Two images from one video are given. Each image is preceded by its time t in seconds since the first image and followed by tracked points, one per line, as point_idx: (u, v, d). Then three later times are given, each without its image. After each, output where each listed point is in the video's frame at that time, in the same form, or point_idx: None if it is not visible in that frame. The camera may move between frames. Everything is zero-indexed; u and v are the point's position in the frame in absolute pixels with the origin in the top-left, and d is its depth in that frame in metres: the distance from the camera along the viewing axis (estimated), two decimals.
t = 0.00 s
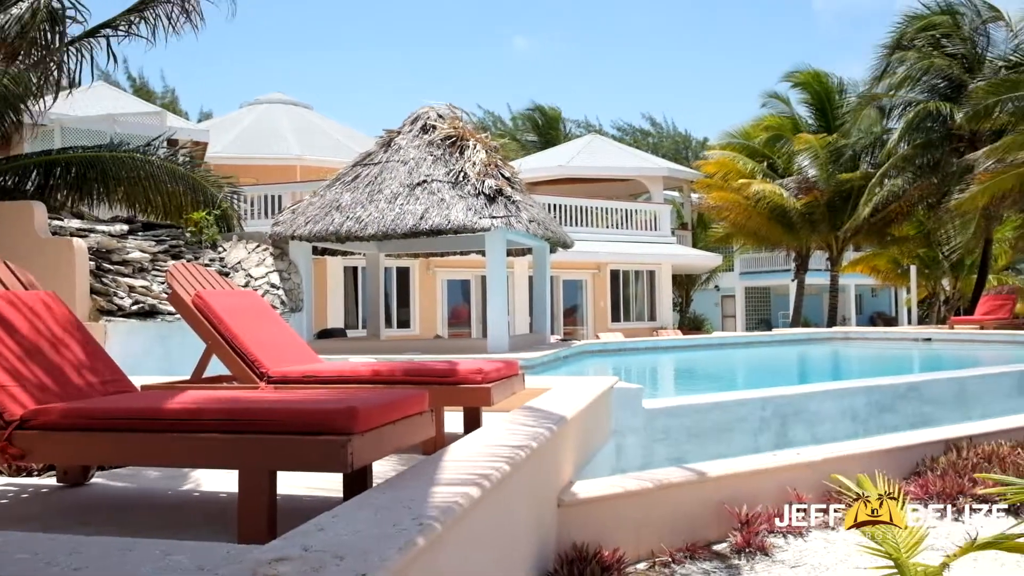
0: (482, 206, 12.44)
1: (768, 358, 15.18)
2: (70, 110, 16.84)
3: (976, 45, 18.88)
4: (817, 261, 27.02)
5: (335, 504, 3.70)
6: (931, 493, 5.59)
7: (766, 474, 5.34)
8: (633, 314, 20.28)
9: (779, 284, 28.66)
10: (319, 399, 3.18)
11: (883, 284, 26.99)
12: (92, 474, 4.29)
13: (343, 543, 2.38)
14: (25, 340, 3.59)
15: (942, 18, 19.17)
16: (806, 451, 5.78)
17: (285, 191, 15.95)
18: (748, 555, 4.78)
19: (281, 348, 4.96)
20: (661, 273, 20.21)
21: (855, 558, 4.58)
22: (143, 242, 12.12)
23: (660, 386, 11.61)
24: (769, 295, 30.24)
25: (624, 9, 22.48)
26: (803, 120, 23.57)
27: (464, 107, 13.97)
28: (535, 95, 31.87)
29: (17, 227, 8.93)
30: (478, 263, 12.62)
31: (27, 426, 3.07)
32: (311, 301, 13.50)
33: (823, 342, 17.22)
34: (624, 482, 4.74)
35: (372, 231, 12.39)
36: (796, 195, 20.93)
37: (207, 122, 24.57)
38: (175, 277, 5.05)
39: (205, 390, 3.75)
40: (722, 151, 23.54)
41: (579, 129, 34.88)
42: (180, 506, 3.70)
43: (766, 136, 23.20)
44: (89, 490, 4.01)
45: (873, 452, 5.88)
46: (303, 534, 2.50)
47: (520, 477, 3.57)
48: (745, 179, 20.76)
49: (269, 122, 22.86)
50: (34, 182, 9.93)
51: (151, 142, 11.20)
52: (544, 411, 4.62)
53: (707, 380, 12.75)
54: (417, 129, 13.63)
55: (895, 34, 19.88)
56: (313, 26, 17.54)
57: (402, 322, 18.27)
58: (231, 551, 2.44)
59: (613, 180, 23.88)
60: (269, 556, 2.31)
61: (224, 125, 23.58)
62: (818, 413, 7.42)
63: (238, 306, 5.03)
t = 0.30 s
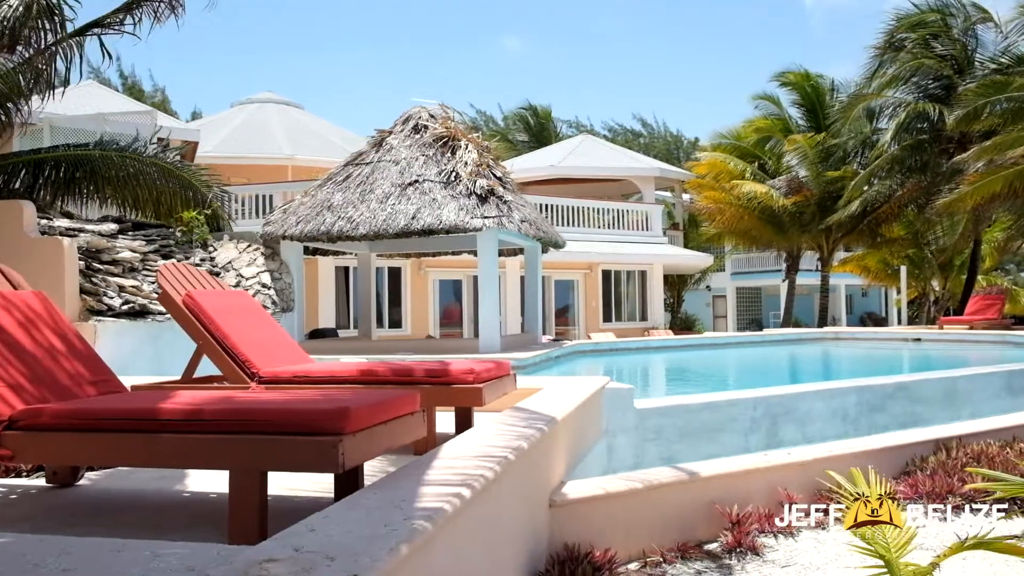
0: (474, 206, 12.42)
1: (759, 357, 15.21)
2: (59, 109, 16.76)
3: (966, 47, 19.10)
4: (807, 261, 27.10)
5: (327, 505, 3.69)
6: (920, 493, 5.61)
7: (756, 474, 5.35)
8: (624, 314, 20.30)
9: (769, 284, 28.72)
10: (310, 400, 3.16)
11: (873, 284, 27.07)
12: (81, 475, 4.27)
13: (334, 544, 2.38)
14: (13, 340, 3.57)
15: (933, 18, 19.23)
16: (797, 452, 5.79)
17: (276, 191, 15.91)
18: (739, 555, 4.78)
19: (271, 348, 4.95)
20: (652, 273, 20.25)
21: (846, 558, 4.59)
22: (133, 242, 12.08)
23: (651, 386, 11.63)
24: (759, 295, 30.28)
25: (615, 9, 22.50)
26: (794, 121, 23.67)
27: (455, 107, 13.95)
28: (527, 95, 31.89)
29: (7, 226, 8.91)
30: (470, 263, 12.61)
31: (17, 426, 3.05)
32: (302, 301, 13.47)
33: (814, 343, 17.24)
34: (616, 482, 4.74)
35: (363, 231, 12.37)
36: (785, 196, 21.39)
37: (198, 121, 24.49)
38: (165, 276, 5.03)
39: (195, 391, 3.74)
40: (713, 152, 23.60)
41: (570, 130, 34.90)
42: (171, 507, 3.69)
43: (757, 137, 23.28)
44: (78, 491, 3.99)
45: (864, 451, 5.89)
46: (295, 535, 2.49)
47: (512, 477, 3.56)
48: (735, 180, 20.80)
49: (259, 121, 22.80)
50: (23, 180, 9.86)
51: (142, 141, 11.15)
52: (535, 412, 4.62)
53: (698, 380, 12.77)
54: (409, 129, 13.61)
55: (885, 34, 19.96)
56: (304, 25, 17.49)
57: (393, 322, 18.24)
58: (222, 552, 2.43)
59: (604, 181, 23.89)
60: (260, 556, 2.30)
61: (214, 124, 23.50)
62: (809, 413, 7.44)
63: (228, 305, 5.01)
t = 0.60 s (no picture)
0: (465, 207, 12.40)
1: (750, 358, 15.25)
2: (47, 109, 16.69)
3: (955, 49, 19.20)
4: (797, 262, 27.18)
5: (317, 506, 3.68)
6: (909, 493, 5.62)
7: (747, 474, 5.36)
8: (615, 314, 20.32)
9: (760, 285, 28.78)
10: (299, 401, 3.15)
11: (863, 285, 27.17)
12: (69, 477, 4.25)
13: (324, 546, 2.37)
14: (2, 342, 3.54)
15: (922, 20, 19.29)
16: (787, 452, 5.80)
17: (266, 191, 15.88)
18: (730, 555, 4.78)
19: (262, 350, 4.93)
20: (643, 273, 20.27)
21: (835, 557, 4.60)
22: (122, 242, 12.05)
23: (642, 386, 11.65)
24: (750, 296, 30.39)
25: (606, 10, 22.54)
26: (784, 122, 23.73)
27: (446, 107, 13.94)
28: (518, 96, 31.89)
29: None
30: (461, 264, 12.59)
31: (5, 428, 3.04)
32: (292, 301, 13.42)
33: (804, 343, 17.30)
34: (607, 483, 4.73)
35: (354, 232, 12.35)
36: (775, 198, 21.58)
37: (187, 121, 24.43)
38: (154, 277, 5.01)
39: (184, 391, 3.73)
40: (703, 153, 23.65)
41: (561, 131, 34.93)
42: (160, 508, 3.67)
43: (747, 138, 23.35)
44: (67, 493, 3.97)
45: (853, 452, 5.90)
46: (285, 536, 2.48)
47: (502, 478, 3.56)
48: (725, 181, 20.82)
49: (250, 121, 22.75)
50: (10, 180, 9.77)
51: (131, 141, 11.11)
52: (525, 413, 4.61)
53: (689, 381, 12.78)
54: (400, 130, 13.60)
55: (875, 36, 19.99)
56: (294, 25, 17.51)
57: (384, 322, 18.22)
58: (212, 555, 2.42)
59: (595, 181, 23.90)
60: (250, 558, 2.29)
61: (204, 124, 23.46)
62: (798, 413, 7.45)
63: (218, 306, 5.00)
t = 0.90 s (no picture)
0: (455, 207, 12.37)
1: (739, 358, 15.29)
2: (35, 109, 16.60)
3: (941, 52, 19.32)
4: (787, 263, 27.27)
5: (306, 508, 3.67)
6: (897, 492, 5.64)
7: (736, 475, 5.37)
8: (605, 315, 20.34)
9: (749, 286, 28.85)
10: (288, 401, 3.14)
11: (851, 286, 27.28)
12: (56, 479, 4.22)
13: (313, 547, 2.36)
14: None
15: (910, 25, 19.35)
16: (776, 452, 5.81)
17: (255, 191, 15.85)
18: (719, 555, 4.78)
19: (251, 351, 4.91)
20: (633, 274, 20.29)
21: (824, 557, 4.61)
22: (110, 242, 12.02)
23: (631, 387, 11.66)
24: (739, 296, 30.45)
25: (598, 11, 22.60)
26: (774, 124, 23.81)
27: (437, 108, 13.94)
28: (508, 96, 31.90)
29: None
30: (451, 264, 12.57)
31: None
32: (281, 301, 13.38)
33: (792, 343, 17.38)
34: (598, 483, 4.73)
35: (344, 232, 12.31)
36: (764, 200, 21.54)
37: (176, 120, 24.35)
38: (142, 277, 4.99)
39: (171, 393, 3.70)
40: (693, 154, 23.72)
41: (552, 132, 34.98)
42: (148, 510, 3.65)
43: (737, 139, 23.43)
44: (54, 495, 3.95)
45: (842, 452, 5.92)
46: (273, 538, 2.47)
47: (492, 478, 3.55)
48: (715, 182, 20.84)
49: (239, 122, 22.66)
50: None
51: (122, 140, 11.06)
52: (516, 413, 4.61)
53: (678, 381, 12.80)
54: (390, 130, 13.59)
55: (864, 38, 20.01)
56: (287, 24, 17.56)
57: (374, 323, 18.20)
58: (200, 556, 2.41)
59: (585, 182, 23.93)
60: (238, 560, 2.28)
61: (193, 124, 23.38)
62: (787, 413, 7.46)
63: (206, 307, 4.97)
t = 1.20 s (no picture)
0: (446, 208, 12.34)
1: (729, 359, 15.33)
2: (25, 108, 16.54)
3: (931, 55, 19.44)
4: (777, 264, 27.36)
5: (296, 509, 3.65)
6: (886, 492, 5.66)
7: (727, 475, 5.38)
8: (597, 315, 20.34)
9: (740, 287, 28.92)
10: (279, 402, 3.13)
11: (842, 287, 27.39)
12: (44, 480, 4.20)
13: (303, 548, 2.35)
14: None
15: (899, 27, 19.48)
16: (767, 452, 5.82)
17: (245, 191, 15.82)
18: (709, 555, 4.78)
19: (241, 351, 4.90)
20: (625, 275, 20.30)
21: (814, 557, 4.63)
22: (99, 242, 12.02)
23: (621, 387, 11.67)
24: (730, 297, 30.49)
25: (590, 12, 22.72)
26: (765, 125, 23.89)
27: (429, 108, 13.95)
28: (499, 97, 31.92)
29: None
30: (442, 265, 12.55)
31: None
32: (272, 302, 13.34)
33: (783, 344, 17.45)
34: (588, 484, 4.73)
35: (335, 232, 12.28)
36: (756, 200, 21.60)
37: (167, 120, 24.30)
38: (133, 277, 4.97)
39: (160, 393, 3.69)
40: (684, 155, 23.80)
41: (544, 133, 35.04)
42: (137, 511, 3.63)
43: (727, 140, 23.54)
44: (42, 496, 3.92)
45: (832, 452, 5.93)
46: (263, 539, 2.46)
47: (483, 479, 3.55)
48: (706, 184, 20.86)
49: (230, 121, 22.63)
50: None
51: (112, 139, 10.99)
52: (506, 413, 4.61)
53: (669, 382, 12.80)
54: (381, 130, 13.58)
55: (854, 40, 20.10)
56: (287, 24, 18.15)
57: (365, 323, 18.18)
58: (189, 557, 2.40)
59: (576, 183, 23.95)
60: (227, 561, 2.27)
61: (184, 123, 23.33)
62: (777, 414, 7.48)
63: (196, 307, 4.96)
